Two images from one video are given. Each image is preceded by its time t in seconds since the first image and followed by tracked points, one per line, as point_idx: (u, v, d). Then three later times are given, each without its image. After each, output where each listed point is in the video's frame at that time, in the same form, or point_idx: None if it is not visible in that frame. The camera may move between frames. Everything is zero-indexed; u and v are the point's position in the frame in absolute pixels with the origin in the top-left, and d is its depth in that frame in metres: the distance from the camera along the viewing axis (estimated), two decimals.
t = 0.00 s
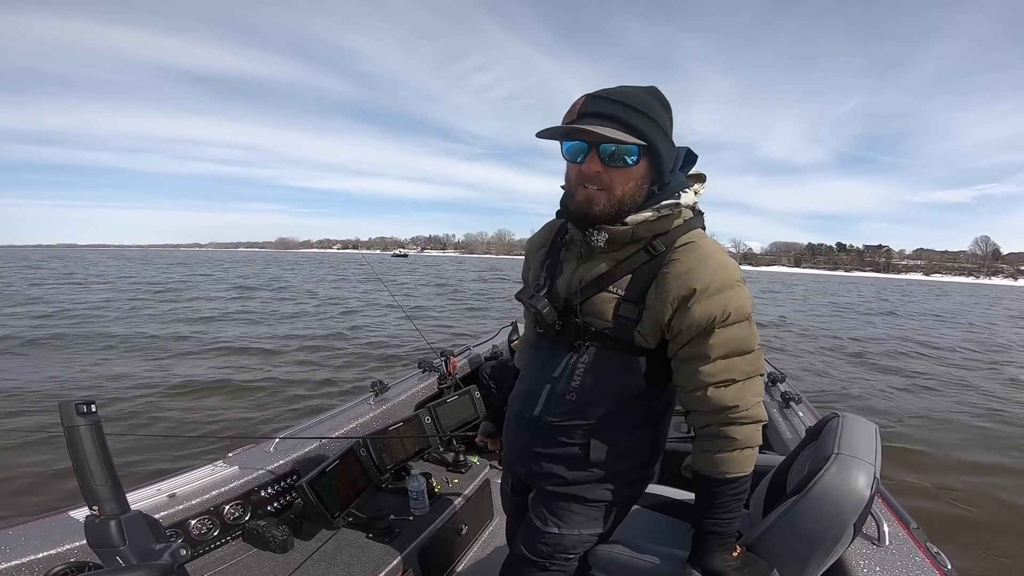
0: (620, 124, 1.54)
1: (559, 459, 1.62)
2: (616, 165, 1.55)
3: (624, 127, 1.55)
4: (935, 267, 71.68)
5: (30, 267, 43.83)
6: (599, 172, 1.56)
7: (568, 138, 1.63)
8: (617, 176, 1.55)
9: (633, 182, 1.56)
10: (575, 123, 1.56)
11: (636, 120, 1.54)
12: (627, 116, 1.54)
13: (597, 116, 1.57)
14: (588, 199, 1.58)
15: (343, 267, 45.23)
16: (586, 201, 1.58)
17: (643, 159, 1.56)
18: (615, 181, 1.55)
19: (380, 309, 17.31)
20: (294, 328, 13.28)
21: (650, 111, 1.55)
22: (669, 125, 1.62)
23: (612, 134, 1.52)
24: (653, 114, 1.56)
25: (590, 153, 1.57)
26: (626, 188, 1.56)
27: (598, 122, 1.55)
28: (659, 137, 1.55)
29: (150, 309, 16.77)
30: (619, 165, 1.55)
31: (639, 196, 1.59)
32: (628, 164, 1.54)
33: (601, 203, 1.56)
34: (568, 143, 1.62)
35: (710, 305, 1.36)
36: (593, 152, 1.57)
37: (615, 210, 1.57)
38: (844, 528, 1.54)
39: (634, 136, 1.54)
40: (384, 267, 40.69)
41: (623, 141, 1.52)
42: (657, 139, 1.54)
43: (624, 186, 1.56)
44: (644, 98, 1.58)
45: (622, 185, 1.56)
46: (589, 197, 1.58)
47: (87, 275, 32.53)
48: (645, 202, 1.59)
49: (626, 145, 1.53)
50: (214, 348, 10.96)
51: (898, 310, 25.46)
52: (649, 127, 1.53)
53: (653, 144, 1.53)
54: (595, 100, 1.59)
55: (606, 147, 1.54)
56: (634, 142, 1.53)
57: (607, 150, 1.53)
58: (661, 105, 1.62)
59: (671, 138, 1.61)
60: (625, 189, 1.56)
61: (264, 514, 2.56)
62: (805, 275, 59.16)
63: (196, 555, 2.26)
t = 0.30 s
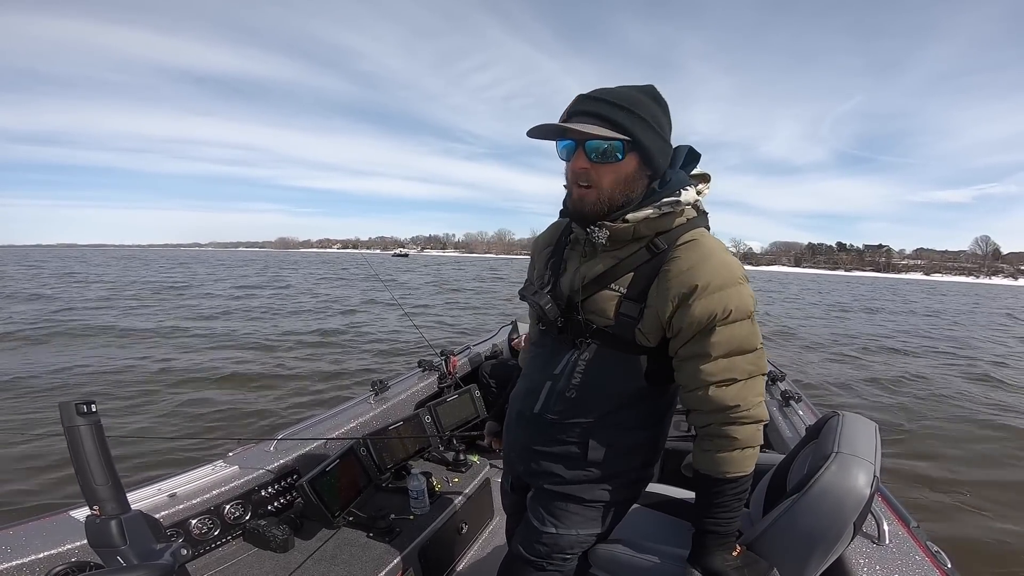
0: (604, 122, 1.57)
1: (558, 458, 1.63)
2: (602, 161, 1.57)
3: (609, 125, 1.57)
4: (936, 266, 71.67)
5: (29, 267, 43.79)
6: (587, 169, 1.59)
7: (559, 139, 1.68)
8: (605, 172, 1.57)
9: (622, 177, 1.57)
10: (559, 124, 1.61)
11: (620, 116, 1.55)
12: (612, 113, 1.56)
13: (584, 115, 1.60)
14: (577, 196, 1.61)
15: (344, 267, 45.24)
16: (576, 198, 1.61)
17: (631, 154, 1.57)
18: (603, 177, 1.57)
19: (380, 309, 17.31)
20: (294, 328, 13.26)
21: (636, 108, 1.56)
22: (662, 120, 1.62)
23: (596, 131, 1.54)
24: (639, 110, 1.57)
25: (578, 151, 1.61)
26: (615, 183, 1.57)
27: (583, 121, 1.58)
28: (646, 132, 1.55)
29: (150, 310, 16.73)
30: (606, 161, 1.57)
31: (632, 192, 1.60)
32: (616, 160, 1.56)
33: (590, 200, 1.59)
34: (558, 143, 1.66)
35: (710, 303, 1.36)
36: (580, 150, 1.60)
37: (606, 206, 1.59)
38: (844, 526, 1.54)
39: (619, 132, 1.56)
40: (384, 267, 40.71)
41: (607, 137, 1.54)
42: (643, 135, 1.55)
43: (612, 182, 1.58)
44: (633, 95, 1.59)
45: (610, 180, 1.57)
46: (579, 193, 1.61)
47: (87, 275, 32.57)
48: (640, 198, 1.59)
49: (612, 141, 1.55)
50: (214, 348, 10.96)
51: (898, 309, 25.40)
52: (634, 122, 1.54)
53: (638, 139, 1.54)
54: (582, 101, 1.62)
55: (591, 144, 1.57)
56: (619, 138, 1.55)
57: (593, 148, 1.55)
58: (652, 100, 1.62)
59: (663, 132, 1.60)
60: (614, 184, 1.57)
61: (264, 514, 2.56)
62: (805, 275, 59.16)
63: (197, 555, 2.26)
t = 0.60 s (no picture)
0: (609, 115, 1.58)
1: (557, 455, 1.63)
2: (605, 153, 1.58)
3: (613, 117, 1.59)
4: (936, 266, 71.62)
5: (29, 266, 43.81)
6: (591, 159, 1.60)
7: (566, 133, 1.71)
8: (608, 163, 1.58)
9: (624, 168, 1.58)
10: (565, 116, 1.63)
11: (624, 110, 1.56)
12: (616, 106, 1.57)
13: (589, 109, 1.63)
14: (581, 186, 1.63)
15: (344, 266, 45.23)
16: (580, 189, 1.62)
17: (634, 146, 1.57)
18: (606, 168, 1.58)
19: (380, 308, 17.30)
20: (293, 328, 13.24)
21: (639, 102, 1.57)
22: (667, 118, 1.62)
23: (601, 123, 1.56)
24: (643, 106, 1.58)
25: (583, 143, 1.63)
26: (618, 174, 1.58)
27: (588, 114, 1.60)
28: (649, 125, 1.56)
29: (150, 308, 16.74)
30: (610, 153, 1.58)
31: (634, 183, 1.60)
32: (619, 151, 1.57)
33: (593, 190, 1.60)
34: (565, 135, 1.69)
35: (710, 302, 1.36)
36: (585, 142, 1.62)
37: (610, 198, 1.60)
38: (842, 527, 1.54)
39: (622, 125, 1.57)
40: (384, 266, 40.72)
41: (610, 128, 1.56)
42: (645, 127, 1.55)
43: (616, 174, 1.58)
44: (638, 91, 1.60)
45: (614, 172, 1.58)
46: (582, 184, 1.62)
47: (88, 274, 32.61)
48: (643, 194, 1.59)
49: (615, 133, 1.57)
50: (214, 346, 10.96)
51: (899, 309, 25.36)
52: (637, 115, 1.55)
53: (641, 131, 1.55)
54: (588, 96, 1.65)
55: (595, 136, 1.59)
56: (620, 129, 1.56)
57: (596, 139, 1.57)
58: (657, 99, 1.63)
59: (667, 129, 1.60)
60: (617, 176, 1.58)
61: (263, 511, 2.56)
62: (806, 275, 59.12)
63: (195, 552, 2.26)
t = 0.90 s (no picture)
0: (589, 112, 1.60)
1: (550, 454, 1.63)
2: (589, 149, 1.60)
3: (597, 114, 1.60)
4: (936, 266, 71.61)
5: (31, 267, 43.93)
6: (578, 156, 1.63)
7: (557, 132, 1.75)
8: (594, 158, 1.60)
9: (609, 163, 1.59)
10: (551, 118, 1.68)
11: (602, 106, 1.58)
12: (597, 104, 1.59)
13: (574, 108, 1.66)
14: (572, 183, 1.66)
15: (344, 266, 45.27)
16: (571, 186, 1.66)
17: (617, 141, 1.58)
18: (593, 164, 1.61)
19: (380, 309, 17.31)
20: (294, 328, 13.23)
21: (621, 98, 1.57)
22: (654, 111, 1.60)
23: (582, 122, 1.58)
24: (627, 100, 1.58)
25: (571, 142, 1.66)
26: (604, 170, 1.60)
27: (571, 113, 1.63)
28: (630, 120, 1.56)
29: (152, 309, 16.77)
30: (594, 149, 1.59)
31: (621, 178, 1.60)
32: (602, 147, 1.58)
33: (582, 186, 1.63)
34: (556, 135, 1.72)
35: (706, 299, 1.36)
36: (572, 140, 1.65)
37: (598, 193, 1.62)
38: (841, 528, 1.53)
39: (604, 121, 1.58)
40: (385, 266, 40.75)
41: (591, 125, 1.57)
42: (626, 122, 1.56)
43: (603, 168, 1.60)
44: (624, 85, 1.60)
45: (601, 167, 1.60)
46: (572, 181, 1.66)
47: (90, 275, 32.72)
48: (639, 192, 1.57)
49: (596, 129, 1.58)
50: (216, 346, 10.99)
51: (900, 309, 25.31)
52: (618, 110, 1.56)
53: (620, 124, 1.55)
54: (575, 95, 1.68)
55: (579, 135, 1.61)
56: (601, 125, 1.58)
57: (579, 136, 1.59)
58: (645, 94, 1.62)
59: (654, 121, 1.59)
60: (603, 170, 1.60)
61: (263, 510, 2.55)
62: (806, 275, 59.12)
63: (194, 551, 2.25)
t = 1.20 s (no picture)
0: (611, 120, 1.59)
1: (560, 459, 1.63)
2: (609, 158, 1.59)
3: (619, 122, 1.58)
4: (936, 266, 71.65)
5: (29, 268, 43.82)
6: (597, 164, 1.61)
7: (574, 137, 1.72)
8: (612, 167, 1.59)
9: (629, 173, 1.58)
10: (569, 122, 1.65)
11: (624, 114, 1.56)
12: (621, 111, 1.57)
13: (594, 114, 1.64)
14: (586, 190, 1.65)
15: (344, 266, 45.28)
16: (585, 193, 1.65)
17: (638, 151, 1.57)
18: (610, 173, 1.60)
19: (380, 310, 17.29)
20: (293, 329, 13.22)
21: (646, 107, 1.56)
22: (677, 117, 1.60)
23: (603, 129, 1.57)
24: (650, 108, 1.57)
25: (589, 148, 1.64)
26: (623, 179, 1.59)
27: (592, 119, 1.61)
28: (653, 129, 1.55)
29: (151, 310, 16.74)
30: (614, 158, 1.58)
31: (640, 187, 1.60)
32: (623, 156, 1.58)
33: (598, 194, 1.62)
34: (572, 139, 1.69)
35: (720, 306, 1.36)
36: (591, 147, 1.63)
37: (615, 202, 1.61)
38: (846, 529, 1.54)
39: (625, 128, 1.57)
40: (384, 267, 40.73)
41: (613, 134, 1.56)
42: (650, 131, 1.55)
43: (620, 177, 1.59)
44: (647, 93, 1.59)
45: (619, 176, 1.59)
46: (588, 189, 1.64)
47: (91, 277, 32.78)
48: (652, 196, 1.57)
49: (617, 138, 1.57)
50: (216, 348, 11.00)
51: (900, 309, 25.31)
52: (640, 119, 1.55)
53: (643, 135, 1.54)
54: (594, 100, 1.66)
55: (598, 142, 1.60)
56: (623, 135, 1.56)
57: (600, 144, 1.58)
58: (670, 97, 1.61)
59: (678, 130, 1.58)
60: (621, 179, 1.59)
61: (264, 513, 2.55)
62: (806, 275, 59.15)
63: (197, 554, 2.25)
